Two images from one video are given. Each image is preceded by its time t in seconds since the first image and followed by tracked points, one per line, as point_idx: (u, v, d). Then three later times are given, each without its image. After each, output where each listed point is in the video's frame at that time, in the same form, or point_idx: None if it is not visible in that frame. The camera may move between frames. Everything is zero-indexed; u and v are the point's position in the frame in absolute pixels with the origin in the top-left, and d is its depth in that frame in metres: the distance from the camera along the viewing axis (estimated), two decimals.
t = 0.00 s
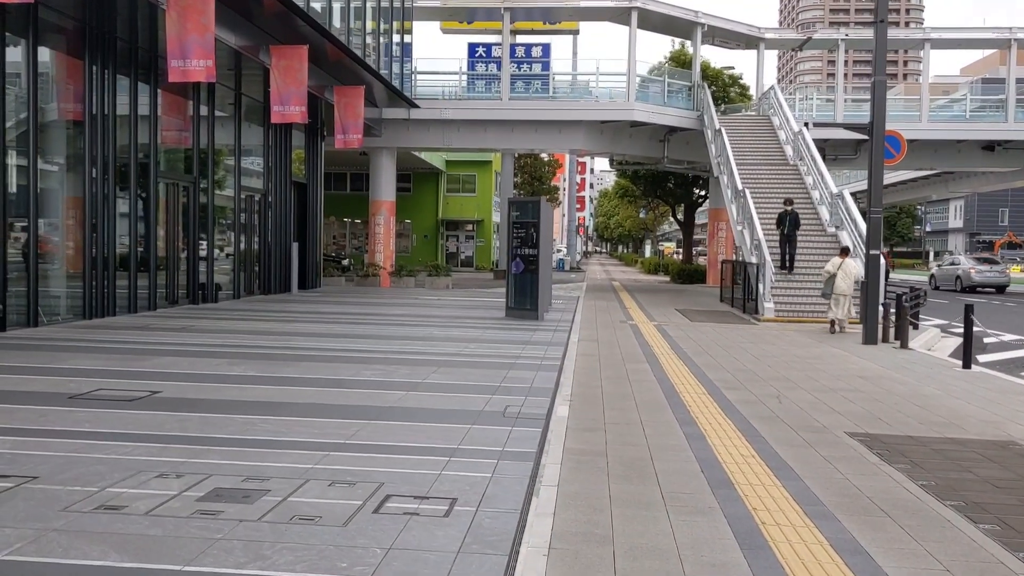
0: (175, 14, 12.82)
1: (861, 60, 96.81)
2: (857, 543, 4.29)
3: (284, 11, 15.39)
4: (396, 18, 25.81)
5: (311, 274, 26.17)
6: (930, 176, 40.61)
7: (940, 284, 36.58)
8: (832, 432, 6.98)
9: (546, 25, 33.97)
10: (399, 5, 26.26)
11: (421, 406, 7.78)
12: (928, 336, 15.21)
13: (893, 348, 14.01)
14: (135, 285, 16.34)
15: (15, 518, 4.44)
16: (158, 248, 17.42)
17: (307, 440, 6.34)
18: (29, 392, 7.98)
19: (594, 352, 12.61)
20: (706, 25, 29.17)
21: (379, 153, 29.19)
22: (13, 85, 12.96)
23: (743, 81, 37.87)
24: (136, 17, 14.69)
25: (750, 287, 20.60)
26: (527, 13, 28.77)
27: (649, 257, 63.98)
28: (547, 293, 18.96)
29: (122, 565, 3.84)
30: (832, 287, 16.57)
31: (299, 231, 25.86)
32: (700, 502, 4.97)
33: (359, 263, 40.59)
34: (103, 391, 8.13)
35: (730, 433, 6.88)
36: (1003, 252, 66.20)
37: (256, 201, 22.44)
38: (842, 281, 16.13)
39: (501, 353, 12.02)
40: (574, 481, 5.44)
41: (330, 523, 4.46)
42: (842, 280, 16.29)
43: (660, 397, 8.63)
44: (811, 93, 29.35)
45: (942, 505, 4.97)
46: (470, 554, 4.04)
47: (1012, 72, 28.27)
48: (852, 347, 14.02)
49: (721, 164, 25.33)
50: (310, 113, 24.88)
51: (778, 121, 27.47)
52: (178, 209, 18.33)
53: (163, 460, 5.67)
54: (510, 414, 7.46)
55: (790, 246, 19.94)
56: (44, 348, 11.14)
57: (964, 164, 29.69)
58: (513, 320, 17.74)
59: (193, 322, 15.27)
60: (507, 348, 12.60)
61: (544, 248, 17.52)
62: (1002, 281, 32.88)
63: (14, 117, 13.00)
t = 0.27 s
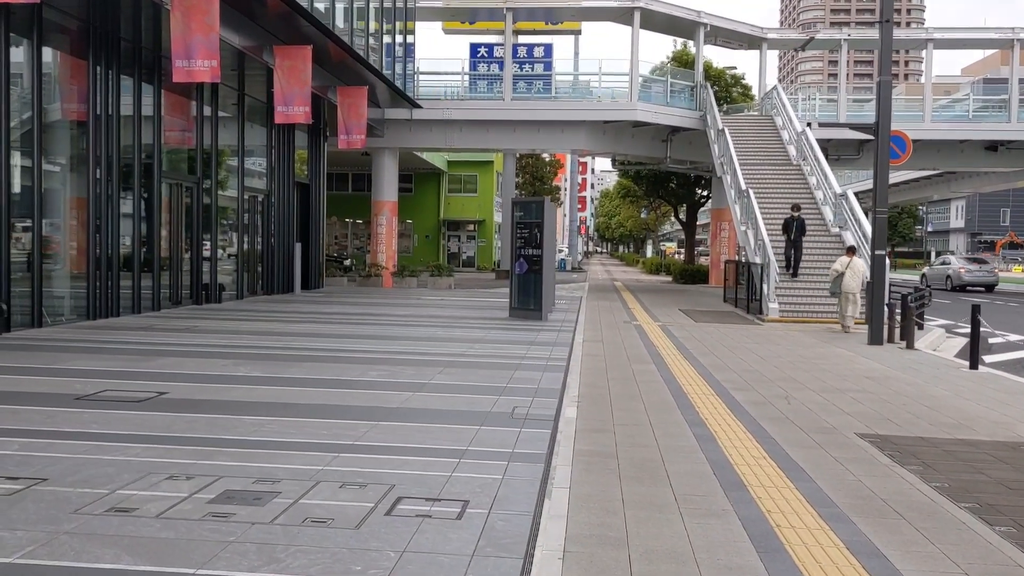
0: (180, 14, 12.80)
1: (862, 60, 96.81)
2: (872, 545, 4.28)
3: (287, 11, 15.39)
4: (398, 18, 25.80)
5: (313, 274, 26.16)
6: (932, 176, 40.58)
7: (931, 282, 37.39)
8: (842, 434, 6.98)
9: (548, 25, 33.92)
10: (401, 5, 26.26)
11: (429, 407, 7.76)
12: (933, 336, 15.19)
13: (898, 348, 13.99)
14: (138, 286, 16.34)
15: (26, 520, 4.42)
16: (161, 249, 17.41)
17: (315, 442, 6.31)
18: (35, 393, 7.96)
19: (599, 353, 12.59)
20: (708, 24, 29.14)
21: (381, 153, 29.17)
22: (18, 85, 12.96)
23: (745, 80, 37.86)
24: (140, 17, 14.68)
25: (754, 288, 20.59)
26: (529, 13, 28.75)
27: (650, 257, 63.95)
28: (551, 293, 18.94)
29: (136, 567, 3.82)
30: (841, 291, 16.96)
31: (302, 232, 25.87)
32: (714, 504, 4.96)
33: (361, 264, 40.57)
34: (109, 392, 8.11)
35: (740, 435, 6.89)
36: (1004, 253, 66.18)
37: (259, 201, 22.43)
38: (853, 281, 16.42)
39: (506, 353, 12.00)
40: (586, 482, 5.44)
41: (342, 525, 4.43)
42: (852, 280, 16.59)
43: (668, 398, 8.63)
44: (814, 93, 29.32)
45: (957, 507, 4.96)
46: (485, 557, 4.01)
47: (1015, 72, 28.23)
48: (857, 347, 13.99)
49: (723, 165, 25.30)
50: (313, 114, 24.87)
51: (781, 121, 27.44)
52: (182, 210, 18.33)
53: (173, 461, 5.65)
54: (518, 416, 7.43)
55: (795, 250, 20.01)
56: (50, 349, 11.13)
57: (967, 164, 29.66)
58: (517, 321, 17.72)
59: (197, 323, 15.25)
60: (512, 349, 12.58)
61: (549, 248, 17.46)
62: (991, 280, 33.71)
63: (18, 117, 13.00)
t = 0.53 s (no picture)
0: (184, 15, 12.81)
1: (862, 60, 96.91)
2: (882, 545, 4.31)
3: (291, 12, 15.41)
4: (400, 19, 25.82)
5: (316, 275, 26.19)
6: (933, 176, 40.58)
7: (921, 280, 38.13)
8: (849, 434, 7.02)
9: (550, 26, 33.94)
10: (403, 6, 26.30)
11: (435, 408, 7.79)
12: (935, 336, 15.20)
13: (902, 349, 14.00)
14: (142, 286, 16.36)
15: (39, 521, 4.44)
16: (165, 249, 17.43)
17: (324, 443, 6.33)
18: (42, 394, 7.98)
19: (603, 354, 12.62)
20: (710, 25, 29.14)
21: (383, 154, 29.19)
22: (23, 86, 12.98)
23: (746, 81, 37.89)
24: (144, 18, 14.70)
25: (756, 288, 20.62)
26: (531, 13, 28.76)
27: (651, 257, 63.97)
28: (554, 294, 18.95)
29: (150, 568, 3.84)
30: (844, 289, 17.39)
31: (304, 232, 25.90)
32: (723, 505, 4.99)
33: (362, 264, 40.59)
34: (117, 393, 8.14)
35: (747, 436, 6.93)
36: (1005, 253, 66.18)
37: (261, 202, 22.46)
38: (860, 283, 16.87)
39: (510, 354, 12.02)
40: (596, 484, 5.47)
41: (354, 526, 4.45)
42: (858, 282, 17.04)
43: (674, 399, 8.66)
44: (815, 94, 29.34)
45: (965, 508, 4.98)
46: (497, 558, 4.03)
47: (1016, 73, 28.25)
48: (860, 348, 14.01)
49: (725, 165, 25.33)
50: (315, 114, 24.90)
51: (782, 122, 27.47)
52: (185, 210, 18.36)
53: (183, 462, 5.66)
54: (525, 416, 7.45)
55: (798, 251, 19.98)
56: (56, 349, 11.15)
57: (969, 165, 29.66)
58: (520, 321, 17.74)
59: (200, 323, 15.27)
60: (516, 349, 12.59)
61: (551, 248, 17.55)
62: (979, 280, 34.47)
63: (23, 117, 13.02)
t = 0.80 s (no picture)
0: (188, 18, 12.83)
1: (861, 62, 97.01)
2: (892, 547, 4.35)
3: (295, 15, 15.45)
4: (402, 21, 25.85)
5: (318, 277, 26.22)
6: (933, 178, 40.63)
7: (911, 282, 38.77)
8: (854, 437, 7.06)
9: (550, 28, 33.97)
10: (404, 8, 26.33)
11: (441, 410, 7.81)
12: (937, 339, 15.22)
13: (905, 351, 14.03)
14: (146, 288, 16.40)
15: (55, 524, 4.47)
16: (168, 251, 17.46)
17: (332, 445, 6.35)
18: (51, 397, 8.00)
19: (607, 356, 12.65)
20: (711, 27, 29.17)
21: (384, 155, 29.20)
22: (28, 89, 13.00)
23: (747, 83, 37.93)
24: (148, 21, 14.73)
25: (758, 290, 20.65)
26: (532, 15, 28.78)
27: (652, 259, 63.97)
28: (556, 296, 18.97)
29: (167, 571, 3.87)
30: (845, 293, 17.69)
31: (306, 234, 25.93)
32: (732, 507, 5.04)
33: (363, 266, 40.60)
34: (124, 395, 8.16)
35: (753, 438, 6.97)
36: (1004, 255, 66.19)
37: (263, 204, 22.49)
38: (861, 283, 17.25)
39: (514, 356, 12.04)
40: (605, 486, 5.53)
41: (368, 529, 4.47)
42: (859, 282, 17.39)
43: (679, 402, 8.72)
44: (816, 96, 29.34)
45: (973, 510, 5.01)
46: (511, 560, 4.06)
47: (1017, 75, 28.30)
48: (863, 350, 14.03)
49: (726, 167, 25.35)
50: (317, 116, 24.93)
51: (783, 124, 27.47)
52: (189, 213, 18.39)
53: (195, 464, 5.69)
54: (532, 419, 7.48)
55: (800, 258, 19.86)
56: (61, 352, 11.17)
57: (970, 167, 29.68)
58: (522, 323, 17.75)
59: (204, 326, 15.29)
60: (520, 352, 12.61)
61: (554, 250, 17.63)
62: (968, 280, 35.09)
63: (28, 120, 13.03)
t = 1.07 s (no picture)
0: (190, 18, 12.85)
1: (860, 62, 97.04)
2: (897, 546, 4.37)
3: (296, 15, 15.46)
4: (402, 21, 25.88)
5: (318, 277, 26.23)
6: (932, 179, 40.69)
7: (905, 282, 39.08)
8: (857, 436, 7.09)
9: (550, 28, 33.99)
10: (405, 8, 26.33)
11: (445, 410, 7.83)
12: (938, 339, 15.25)
13: (905, 351, 14.06)
14: (146, 288, 16.41)
15: (64, 522, 4.49)
16: (169, 251, 17.47)
17: (336, 444, 6.36)
18: (55, 397, 8.02)
19: (608, 356, 12.67)
20: (710, 27, 29.20)
21: (384, 156, 29.20)
22: (29, 89, 13.00)
23: (746, 83, 37.96)
24: (149, 21, 14.74)
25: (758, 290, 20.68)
26: (532, 16, 28.80)
27: (651, 259, 64.00)
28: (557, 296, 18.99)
29: (176, 568, 3.89)
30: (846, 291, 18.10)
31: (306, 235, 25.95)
32: (737, 506, 5.06)
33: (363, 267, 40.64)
34: (128, 395, 8.18)
35: (756, 437, 7.00)
36: (1003, 255, 66.29)
37: (264, 204, 22.51)
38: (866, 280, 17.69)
39: (516, 356, 12.05)
40: (610, 485, 5.56)
41: (376, 527, 4.49)
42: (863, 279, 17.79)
43: (681, 402, 8.75)
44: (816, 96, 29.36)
45: (977, 509, 5.04)
46: (518, 559, 4.08)
47: (1016, 76, 28.34)
48: (864, 350, 14.05)
49: (726, 168, 25.37)
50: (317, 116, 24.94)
51: (783, 124, 27.48)
52: (189, 213, 18.40)
53: (201, 464, 5.71)
54: (535, 418, 7.50)
55: (801, 259, 19.77)
56: (63, 352, 11.19)
57: (969, 167, 29.72)
58: (523, 323, 17.77)
59: (205, 326, 15.30)
60: (521, 352, 12.63)
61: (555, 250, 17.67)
62: (956, 280, 35.61)
63: (30, 120, 13.05)
